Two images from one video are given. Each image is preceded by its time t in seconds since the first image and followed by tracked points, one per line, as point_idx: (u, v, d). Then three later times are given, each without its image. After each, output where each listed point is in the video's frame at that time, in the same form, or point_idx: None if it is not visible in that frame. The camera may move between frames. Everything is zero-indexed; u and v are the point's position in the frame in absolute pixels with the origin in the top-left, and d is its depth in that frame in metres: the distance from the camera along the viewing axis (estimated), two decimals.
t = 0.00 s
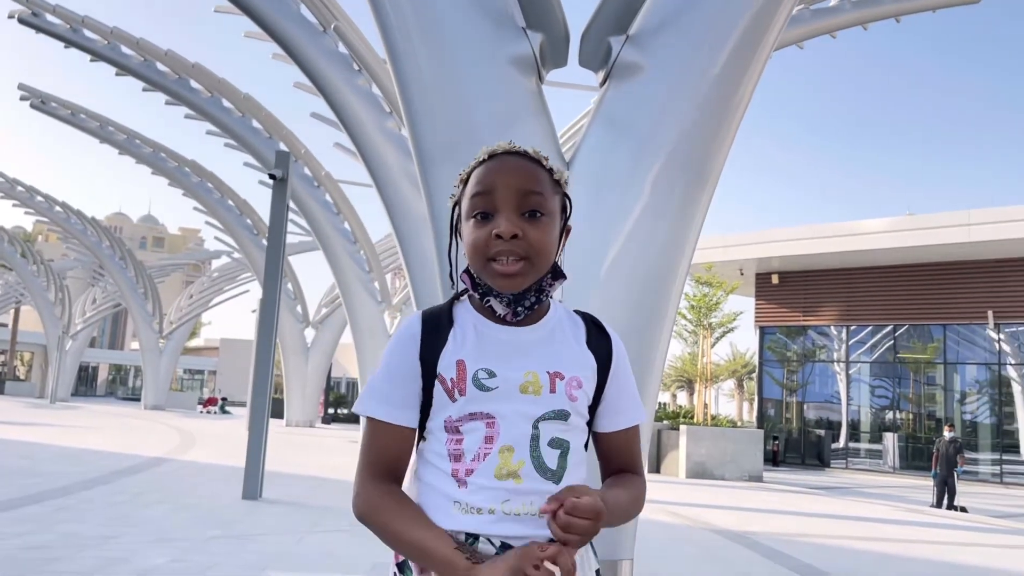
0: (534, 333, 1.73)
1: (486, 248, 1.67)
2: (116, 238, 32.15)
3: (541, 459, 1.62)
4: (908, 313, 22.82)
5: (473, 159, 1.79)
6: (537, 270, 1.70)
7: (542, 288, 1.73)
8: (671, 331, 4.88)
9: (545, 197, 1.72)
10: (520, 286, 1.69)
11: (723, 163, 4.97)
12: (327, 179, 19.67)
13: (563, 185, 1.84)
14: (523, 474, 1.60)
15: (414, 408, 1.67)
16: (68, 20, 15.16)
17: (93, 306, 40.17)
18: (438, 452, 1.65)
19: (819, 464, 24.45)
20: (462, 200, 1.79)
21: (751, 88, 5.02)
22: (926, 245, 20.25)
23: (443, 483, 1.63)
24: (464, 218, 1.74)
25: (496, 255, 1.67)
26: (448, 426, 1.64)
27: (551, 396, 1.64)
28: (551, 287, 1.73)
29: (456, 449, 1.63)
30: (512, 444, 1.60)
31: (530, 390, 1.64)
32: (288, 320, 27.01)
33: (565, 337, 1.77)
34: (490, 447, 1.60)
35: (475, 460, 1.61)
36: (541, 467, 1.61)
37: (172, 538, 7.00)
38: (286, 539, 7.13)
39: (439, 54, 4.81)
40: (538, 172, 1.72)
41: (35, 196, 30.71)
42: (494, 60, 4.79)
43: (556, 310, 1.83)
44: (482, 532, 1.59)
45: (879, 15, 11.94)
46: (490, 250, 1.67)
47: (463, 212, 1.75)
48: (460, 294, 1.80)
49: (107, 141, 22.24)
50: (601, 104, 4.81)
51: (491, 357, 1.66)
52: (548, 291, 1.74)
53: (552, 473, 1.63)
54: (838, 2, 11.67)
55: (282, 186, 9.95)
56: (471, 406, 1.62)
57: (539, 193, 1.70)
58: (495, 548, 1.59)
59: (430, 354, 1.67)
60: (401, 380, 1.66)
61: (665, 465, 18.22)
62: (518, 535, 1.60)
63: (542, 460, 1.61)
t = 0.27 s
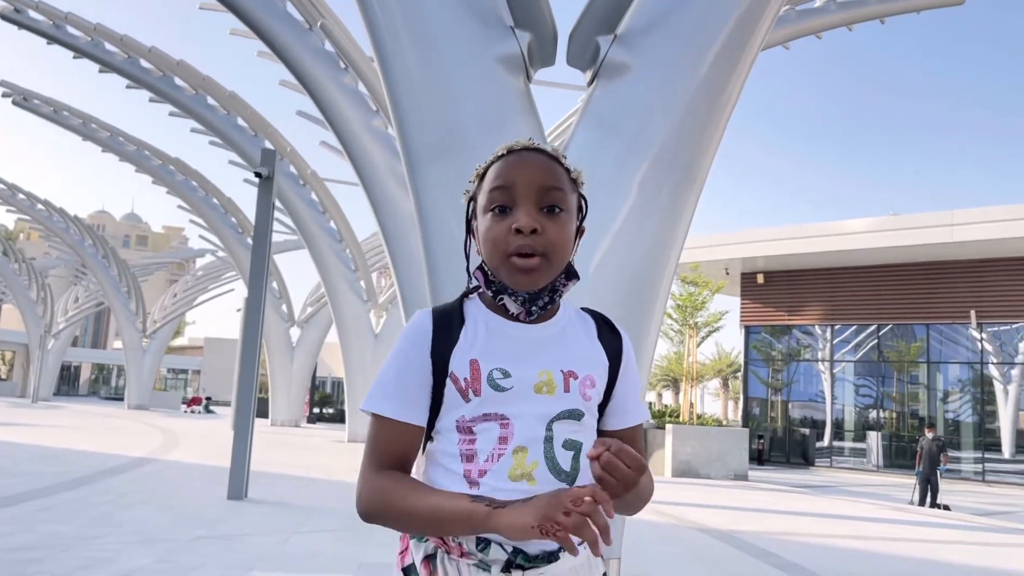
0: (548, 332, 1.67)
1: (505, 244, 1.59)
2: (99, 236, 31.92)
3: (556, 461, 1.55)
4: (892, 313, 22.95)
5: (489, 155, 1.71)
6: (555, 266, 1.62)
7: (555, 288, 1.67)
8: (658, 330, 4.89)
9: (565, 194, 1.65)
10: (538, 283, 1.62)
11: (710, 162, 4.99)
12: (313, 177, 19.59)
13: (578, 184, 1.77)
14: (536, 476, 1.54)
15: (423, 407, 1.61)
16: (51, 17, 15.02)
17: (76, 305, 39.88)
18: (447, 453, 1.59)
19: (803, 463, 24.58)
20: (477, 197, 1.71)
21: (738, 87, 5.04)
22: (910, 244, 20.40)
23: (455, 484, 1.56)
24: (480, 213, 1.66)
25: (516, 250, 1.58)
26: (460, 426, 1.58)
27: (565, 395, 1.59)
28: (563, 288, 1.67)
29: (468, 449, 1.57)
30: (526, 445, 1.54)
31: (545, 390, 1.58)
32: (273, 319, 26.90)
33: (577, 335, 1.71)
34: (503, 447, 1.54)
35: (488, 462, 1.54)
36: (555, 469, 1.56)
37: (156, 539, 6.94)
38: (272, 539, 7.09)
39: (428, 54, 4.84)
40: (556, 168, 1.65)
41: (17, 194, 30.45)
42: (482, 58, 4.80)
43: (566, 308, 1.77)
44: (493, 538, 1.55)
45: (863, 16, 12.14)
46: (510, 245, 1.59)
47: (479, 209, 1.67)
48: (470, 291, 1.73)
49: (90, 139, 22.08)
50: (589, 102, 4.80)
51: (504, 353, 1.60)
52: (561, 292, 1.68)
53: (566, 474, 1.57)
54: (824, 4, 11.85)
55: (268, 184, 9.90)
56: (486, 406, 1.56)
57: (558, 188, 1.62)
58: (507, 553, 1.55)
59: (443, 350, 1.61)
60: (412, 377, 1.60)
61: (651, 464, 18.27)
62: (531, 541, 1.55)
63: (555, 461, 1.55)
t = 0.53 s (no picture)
0: (562, 326, 1.67)
1: (519, 237, 1.61)
2: (83, 235, 31.71)
3: (571, 460, 1.57)
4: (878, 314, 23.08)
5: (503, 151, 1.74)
6: (569, 261, 1.64)
7: (570, 283, 1.68)
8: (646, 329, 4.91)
9: (579, 188, 1.68)
10: (551, 276, 1.64)
11: (699, 161, 5.00)
12: (299, 176, 19.53)
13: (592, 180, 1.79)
14: (552, 476, 1.55)
15: (428, 396, 1.61)
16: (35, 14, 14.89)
17: (59, 304, 39.59)
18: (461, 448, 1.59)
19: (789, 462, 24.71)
20: (491, 194, 1.74)
21: (727, 86, 5.05)
22: (894, 245, 20.56)
23: (467, 483, 1.56)
24: (494, 209, 1.68)
25: (530, 240, 1.60)
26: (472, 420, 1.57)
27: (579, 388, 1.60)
28: (578, 283, 1.68)
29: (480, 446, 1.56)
30: (541, 443, 1.55)
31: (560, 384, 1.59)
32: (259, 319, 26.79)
33: (590, 333, 1.71)
34: (517, 447, 1.55)
35: (503, 461, 1.55)
36: (570, 467, 1.57)
37: (142, 539, 6.89)
38: (258, 539, 7.06)
39: (415, 53, 4.83)
40: (571, 164, 1.67)
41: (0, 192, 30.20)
42: (469, 58, 4.79)
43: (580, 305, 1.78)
44: (505, 545, 1.52)
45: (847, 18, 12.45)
46: (523, 236, 1.61)
47: (493, 204, 1.69)
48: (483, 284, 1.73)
49: (74, 137, 21.94)
50: (578, 102, 4.80)
51: (517, 346, 1.61)
52: (575, 287, 1.69)
53: (581, 475, 1.58)
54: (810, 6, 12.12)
55: (254, 183, 9.85)
56: (498, 400, 1.57)
57: (573, 182, 1.65)
58: (523, 562, 1.52)
59: (451, 343, 1.61)
60: (420, 368, 1.61)
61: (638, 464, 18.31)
62: (546, 545, 1.54)
63: (571, 461, 1.57)
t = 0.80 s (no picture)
0: (566, 322, 1.66)
1: (524, 234, 1.60)
2: (61, 234, 31.40)
3: (571, 455, 1.58)
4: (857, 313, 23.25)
5: (515, 145, 1.73)
6: (574, 260, 1.62)
7: (574, 283, 1.66)
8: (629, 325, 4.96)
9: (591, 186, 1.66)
10: (556, 276, 1.62)
11: (682, 159, 5.03)
12: (281, 175, 19.44)
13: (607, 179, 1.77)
14: (551, 471, 1.55)
15: (431, 398, 1.64)
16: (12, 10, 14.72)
17: (36, 304, 39.17)
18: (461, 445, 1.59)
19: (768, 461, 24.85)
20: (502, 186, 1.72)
21: (710, 85, 5.08)
22: (873, 245, 20.75)
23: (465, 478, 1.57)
24: (504, 203, 1.67)
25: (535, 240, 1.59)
26: (472, 414, 1.58)
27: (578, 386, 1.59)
28: (583, 283, 1.67)
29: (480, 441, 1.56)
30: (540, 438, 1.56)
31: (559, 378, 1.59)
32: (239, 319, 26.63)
33: (593, 330, 1.70)
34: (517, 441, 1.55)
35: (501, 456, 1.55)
36: (570, 463, 1.57)
37: (119, 541, 6.83)
38: (238, 540, 7.02)
39: (398, 51, 4.83)
40: (585, 161, 1.65)
41: None
42: (452, 56, 4.78)
43: (586, 301, 1.76)
44: (504, 540, 1.52)
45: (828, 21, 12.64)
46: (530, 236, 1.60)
47: (502, 198, 1.68)
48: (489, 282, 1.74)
49: (51, 134, 21.72)
50: (561, 101, 4.81)
51: (518, 342, 1.61)
52: (581, 287, 1.68)
53: (582, 470, 1.58)
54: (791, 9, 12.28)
55: (235, 182, 9.79)
56: (497, 394, 1.58)
57: (584, 181, 1.63)
58: (521, 557, 1.50)
59: (453, 339, 1.63)
60: (421, 369, 1.63)
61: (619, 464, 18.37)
62: (545, 541, 1.52)
63: (571, 456, 1.58)
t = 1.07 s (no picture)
0: (577, 332, 1.65)
1: (546, 252, 1.58)
2: (42, 233, 31.12)
3: (578, 465, 1.56)
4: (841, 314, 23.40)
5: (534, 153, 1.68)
6: (593, 279, 1.60)
7: (590, 295, 1.63)
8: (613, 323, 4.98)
9: (615, 204, 1.64)
10: (573, 294, 1.61)
11: (668, 160, 5.04)
12: (266, 175, 19.35)
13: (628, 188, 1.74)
14: (558, 482, 1.54)
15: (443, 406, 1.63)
16: None
17: (17, 303, 38.79)
18: (468, 454, 1.59)
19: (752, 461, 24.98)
20: (523, 192, 1.69)
21: (696, 86, 5.10)
22: (856, 246, 20.89)
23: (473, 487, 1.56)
24: (524, 217, 1.64)
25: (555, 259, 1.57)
26: (480, 425, 1.58)
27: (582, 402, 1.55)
28: (599, 297, 1.63)
29: (487, 451, 1.56)
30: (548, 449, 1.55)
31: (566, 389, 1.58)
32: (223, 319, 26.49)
33: (604, 338, 1.69)
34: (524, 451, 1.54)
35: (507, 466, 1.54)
36: (577, 474, 1.56)
37: (101, 543, 6.77)
38: (222, 541, 6.98)
39: (385, 49, 4.81)
40: (611, 178, 1.63)
41: None
42: (439, 56, 4.77)
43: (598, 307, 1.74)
44: (510, 546, 1.52)
45: (811, 23, 12.74)
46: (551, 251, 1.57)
47: (523, 207, 1.65)
48: (502, 286, 1.71)
49: (33, 132, 21.52)
50: (547, 101, 4.82)
51: (526, 351, 1.60)
52: (596, 299, 1.65)
53: (588, 480, 1.57)
54: (774, 11, 12.38)
55: (220, 181, 9.74)
56: (505, 405, 1.57)
57: (610, 200, 1.62)
58: (526, 563, 1.51)
59: (464, 346, 1.62)
60: (435, 379, 1.63)
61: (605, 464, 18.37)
62: (551, 548, 1.52)
63: (578, 467, 1.56)
